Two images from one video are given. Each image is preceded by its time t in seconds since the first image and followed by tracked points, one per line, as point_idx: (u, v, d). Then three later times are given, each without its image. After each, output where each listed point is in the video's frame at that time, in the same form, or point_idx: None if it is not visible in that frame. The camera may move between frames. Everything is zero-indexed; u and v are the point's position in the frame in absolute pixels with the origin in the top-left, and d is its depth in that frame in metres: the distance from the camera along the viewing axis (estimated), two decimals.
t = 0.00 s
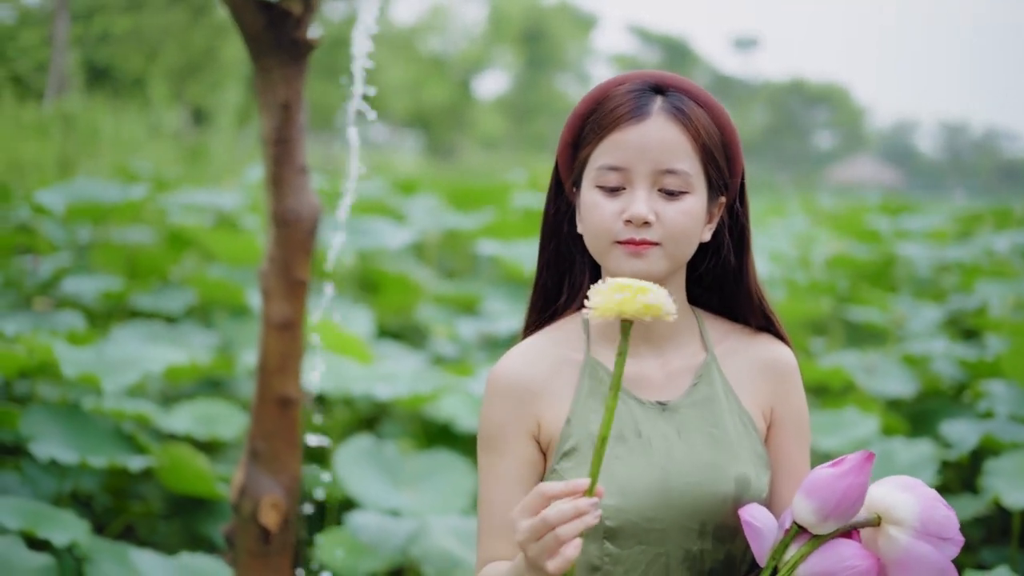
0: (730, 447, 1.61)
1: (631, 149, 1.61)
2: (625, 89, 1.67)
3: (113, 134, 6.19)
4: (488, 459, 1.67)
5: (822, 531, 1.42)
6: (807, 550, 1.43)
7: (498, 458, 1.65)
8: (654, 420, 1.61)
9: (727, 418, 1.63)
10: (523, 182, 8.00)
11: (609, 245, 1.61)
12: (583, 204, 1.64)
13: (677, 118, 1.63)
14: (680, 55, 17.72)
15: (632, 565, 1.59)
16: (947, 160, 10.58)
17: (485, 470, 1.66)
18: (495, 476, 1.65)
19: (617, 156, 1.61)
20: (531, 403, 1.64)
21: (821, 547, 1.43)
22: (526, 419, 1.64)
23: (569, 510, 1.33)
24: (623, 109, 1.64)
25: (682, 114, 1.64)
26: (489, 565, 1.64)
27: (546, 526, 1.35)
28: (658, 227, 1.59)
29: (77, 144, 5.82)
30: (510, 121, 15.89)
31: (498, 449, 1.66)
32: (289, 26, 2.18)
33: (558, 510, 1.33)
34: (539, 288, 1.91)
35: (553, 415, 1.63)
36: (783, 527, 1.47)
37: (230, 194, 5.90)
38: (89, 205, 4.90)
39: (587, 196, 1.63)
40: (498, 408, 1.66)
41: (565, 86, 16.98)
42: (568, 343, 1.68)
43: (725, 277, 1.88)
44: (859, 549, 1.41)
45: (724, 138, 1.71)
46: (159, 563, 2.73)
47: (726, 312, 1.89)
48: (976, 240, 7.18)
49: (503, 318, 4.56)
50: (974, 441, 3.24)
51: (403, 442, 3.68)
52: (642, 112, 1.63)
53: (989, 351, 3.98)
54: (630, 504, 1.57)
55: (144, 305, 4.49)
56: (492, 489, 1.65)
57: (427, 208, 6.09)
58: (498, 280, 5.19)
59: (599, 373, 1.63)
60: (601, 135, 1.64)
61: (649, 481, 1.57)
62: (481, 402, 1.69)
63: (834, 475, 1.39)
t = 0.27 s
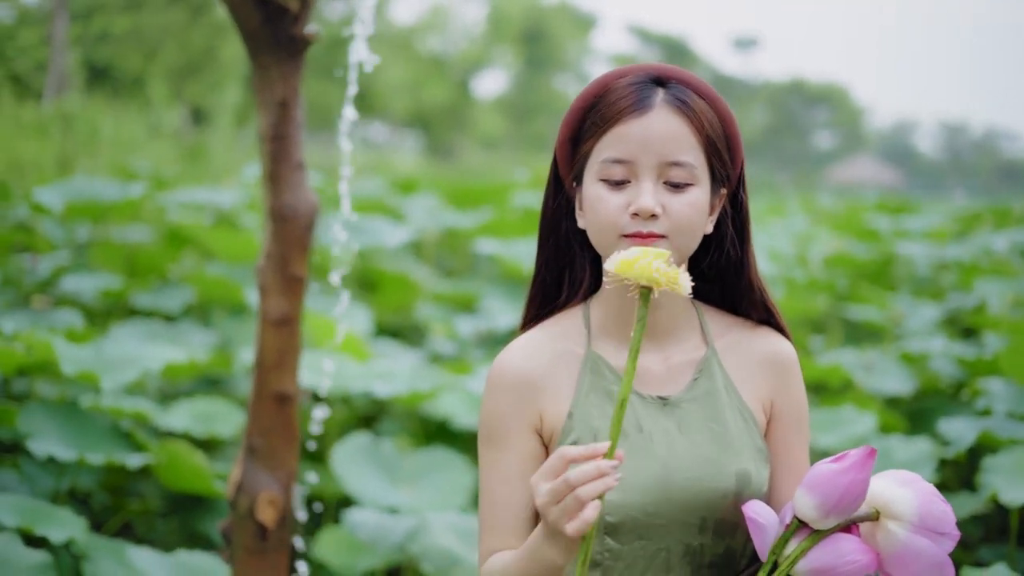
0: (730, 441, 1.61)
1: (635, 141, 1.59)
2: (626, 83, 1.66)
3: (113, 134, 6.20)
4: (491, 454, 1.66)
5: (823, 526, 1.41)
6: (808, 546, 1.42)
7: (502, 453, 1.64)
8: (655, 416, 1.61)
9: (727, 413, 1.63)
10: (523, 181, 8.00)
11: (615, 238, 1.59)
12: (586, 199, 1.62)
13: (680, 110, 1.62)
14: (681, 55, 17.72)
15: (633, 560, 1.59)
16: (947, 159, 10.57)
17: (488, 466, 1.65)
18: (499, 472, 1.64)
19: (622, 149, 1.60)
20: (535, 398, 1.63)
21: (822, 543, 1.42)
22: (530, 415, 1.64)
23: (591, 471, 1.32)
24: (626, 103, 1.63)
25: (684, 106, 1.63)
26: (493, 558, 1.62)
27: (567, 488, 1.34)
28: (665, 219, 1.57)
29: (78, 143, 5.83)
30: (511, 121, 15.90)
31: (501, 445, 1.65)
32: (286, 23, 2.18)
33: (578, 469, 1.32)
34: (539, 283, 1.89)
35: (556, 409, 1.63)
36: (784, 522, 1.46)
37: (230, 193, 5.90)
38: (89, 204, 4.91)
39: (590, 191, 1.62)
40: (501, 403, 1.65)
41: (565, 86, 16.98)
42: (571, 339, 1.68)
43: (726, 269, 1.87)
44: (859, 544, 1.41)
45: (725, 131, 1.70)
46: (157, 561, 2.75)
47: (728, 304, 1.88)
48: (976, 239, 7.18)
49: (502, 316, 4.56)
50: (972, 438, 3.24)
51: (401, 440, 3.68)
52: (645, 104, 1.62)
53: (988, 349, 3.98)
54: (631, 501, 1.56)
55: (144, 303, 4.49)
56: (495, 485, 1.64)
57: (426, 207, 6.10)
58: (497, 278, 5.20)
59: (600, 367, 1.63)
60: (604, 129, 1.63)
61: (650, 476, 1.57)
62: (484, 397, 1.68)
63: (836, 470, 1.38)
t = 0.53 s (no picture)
0: (735, 437, 1.60)
1: (648, 139, 1.55)
2: (636, 78, 1.62)
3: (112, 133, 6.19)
4: (496, 447, 1.64)
5: (825, 521, 1.40)
6: (809, 542, 1.41)
7: (507, 446, 1.62)
8: (660, 410, 1.60)
9: (731, 408, 1.62)
10: (522, 181, 8.00)
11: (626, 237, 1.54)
12: (596, 194, 1.58)
13: (692, 107, 1.58)
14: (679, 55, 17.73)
15: (639, 554, 1.58)
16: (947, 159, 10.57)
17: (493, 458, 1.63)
18: (503, 464, 1.62)
19: (633, 146, 1.55)
20: (541, 390, 1.62)
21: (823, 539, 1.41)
22: (537, 407, 1.62)
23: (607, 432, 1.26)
24: (637, 98, 1.58)
25: (696, 103, 1.59)
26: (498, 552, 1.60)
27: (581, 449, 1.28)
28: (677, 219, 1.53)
29: (77, 142, 5.81)
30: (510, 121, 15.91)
31: (506, 437, 1.63)
32: (285, 18, 2.18)
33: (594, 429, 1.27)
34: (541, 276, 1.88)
35: (562, 402, 1.61)
36: (786, 517, 1.45)
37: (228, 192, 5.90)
38: (88, 203, 4.90)
39: (600, 187, 1.57)
40: (506, 394, 1.63)
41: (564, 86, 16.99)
42: (575, 331, 1.67)
43: (730, 263, 1.86)
44: (860, 539, 1.41)
45: (734, 127, 1.66)
46: (154, 560, 2.75)
47: (731, 298, 1.88)
48: (974, 238, 7.18)
49: (501, 314, 4.56)
50: (971, 435, 3.24)
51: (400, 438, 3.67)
52: (657, 100, 1.57)
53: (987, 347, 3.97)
54: (637, 495, 1.56)
55: (142, 301, 4.48)
56: (500, 477, 1.62)
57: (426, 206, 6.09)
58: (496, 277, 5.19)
59: (605, 361, 1.63)
60: (614, 124, 1.58)
61: (656, 471, 1.56)
62: (487, 389, 1.66)
63: (838, 466, 1.37)
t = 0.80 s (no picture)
0: (740, 434, 1.60)
1: (659, 138, 1.54)
2: (649, 75, 1.61)
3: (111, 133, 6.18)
4: (500, 443, 1.63)
5: (829, 519, 1.39)
6: (813, 540, 1.40)
7: (511, 442, 1.62)
8: (665, 408, 1.60)
9: (736, 406, 1.62)
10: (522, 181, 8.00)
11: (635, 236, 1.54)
12: (605, 192, 1.57)
13: (704, 107, 1.56)
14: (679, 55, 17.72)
15: (642, 552, 1.58)
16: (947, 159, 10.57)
17: (497, 454, 1.62)
18: (508, 460, 1.61)
19: (644, 145, 1.54)
20: (546, 386, 1.61)
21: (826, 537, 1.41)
22: (542, 403, 1.61)
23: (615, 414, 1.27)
24: (649, 97, 1.57)
25: (707, 102, 1.58)
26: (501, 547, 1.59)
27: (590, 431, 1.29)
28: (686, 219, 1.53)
29: (76, 142, 5.81)
30: (510, 121, 15.90)
31: (511, 432, 1.62)
32: (285, 17, 2.17)
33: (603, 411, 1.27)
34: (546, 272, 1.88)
35: (567, 398, 1.61)
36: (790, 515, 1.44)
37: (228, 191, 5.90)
38: (88, 202, 4.89)
39: (609, 185, 1.56)
40: (512, 390, 1.62)
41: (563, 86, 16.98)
42: (581, 328, 1.66)
43: (736, 261, 1.86)
44: (864, 538, 1.40)
45: (744, 125, 1.65)
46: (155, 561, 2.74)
47: (737, 296, 1.87)
48: (975, 238, 7.18)
49: (500, 313, 4.55)
50: (972, 434, 3.23)
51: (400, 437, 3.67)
52: (669, 99, 1.56)
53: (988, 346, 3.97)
54: (641, 492, 1.55)
55: (142, 300, 4.48)
56: (504, 473, 1.61)
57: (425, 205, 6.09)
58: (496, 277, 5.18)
59: (610, 359, 1.62)
60: (626, 122, 1.57)
61: (661, 468, 1.56)
62: (491, 385, 1.65)
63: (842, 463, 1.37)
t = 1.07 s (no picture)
0: (748, 431, 1.59)
1: (673, 138, 1.53)
2: (662, 74, 1.60)
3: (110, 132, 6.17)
4: (508, 437, 1.63)
5: (839, 520, 1.39)
6: (823, 540, 1.39)
7: (519, 436, 1.61)
8: (674, 404, 1.59)
9: (744, 402, 1.61)
10: (522, 181, 7.98)
11: (648, 235, 1.53)
12: (618, 190, 1.56)
13: (718, 106, 1.55)
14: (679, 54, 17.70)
15: (648, 548, 1.57)
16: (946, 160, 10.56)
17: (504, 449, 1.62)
18: (515, 455, 1.61)
19: (658, 144, 1.53)
20: (554, 380, 1.61)
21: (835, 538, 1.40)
22: (549, 398, 1.61)
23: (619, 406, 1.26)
24: (664, 96, 1.56)
25: (721, 101, 1.57)
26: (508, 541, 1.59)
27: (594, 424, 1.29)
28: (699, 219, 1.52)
29: (76, 141, 5.80)
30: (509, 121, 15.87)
31: (519, 427, 1.62)
32: (288, 13, 2.15)
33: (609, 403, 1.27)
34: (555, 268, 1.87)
35: (575, 393, 1.60)
36: (799, 515, 1.43)
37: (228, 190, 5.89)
38: (88, 201, 4.88)
39: (623, 184, 1.56)
40: (519, 384, 1.62)
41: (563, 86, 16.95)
42: (590, 323, 1.65)
43: (746, 257, 1.85)
44: (873, 539, 1.39)
45: (756, 124, 1.64)
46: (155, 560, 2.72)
47: (747, 293, 1.86)
48: (975, 237, 7.17)
49: (501, 312, 4.54)
50: (975, 434, 3.23)
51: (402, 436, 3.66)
52: (683, 99, 1.55)
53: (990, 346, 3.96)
54: (648, 488, 1.54)
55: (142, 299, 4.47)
56: (511, 467, 1.61)
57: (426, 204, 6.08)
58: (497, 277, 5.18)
59: (618, 354, 1.61)
60: (639, 121, 1.56)
61: (668, 464, 1.55)
62: (499, 380, 1.65)
63: (852, 464, 1.36)
